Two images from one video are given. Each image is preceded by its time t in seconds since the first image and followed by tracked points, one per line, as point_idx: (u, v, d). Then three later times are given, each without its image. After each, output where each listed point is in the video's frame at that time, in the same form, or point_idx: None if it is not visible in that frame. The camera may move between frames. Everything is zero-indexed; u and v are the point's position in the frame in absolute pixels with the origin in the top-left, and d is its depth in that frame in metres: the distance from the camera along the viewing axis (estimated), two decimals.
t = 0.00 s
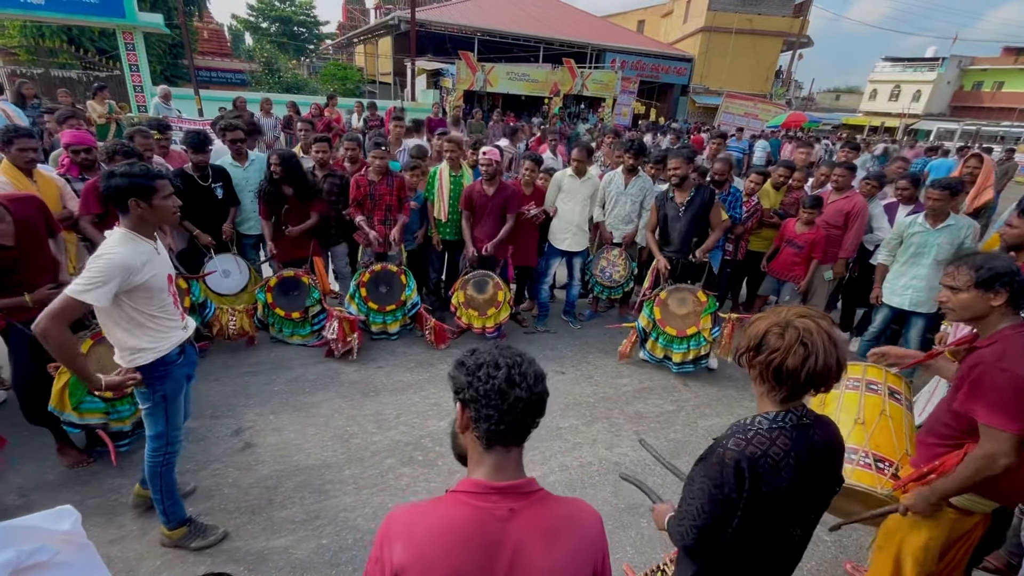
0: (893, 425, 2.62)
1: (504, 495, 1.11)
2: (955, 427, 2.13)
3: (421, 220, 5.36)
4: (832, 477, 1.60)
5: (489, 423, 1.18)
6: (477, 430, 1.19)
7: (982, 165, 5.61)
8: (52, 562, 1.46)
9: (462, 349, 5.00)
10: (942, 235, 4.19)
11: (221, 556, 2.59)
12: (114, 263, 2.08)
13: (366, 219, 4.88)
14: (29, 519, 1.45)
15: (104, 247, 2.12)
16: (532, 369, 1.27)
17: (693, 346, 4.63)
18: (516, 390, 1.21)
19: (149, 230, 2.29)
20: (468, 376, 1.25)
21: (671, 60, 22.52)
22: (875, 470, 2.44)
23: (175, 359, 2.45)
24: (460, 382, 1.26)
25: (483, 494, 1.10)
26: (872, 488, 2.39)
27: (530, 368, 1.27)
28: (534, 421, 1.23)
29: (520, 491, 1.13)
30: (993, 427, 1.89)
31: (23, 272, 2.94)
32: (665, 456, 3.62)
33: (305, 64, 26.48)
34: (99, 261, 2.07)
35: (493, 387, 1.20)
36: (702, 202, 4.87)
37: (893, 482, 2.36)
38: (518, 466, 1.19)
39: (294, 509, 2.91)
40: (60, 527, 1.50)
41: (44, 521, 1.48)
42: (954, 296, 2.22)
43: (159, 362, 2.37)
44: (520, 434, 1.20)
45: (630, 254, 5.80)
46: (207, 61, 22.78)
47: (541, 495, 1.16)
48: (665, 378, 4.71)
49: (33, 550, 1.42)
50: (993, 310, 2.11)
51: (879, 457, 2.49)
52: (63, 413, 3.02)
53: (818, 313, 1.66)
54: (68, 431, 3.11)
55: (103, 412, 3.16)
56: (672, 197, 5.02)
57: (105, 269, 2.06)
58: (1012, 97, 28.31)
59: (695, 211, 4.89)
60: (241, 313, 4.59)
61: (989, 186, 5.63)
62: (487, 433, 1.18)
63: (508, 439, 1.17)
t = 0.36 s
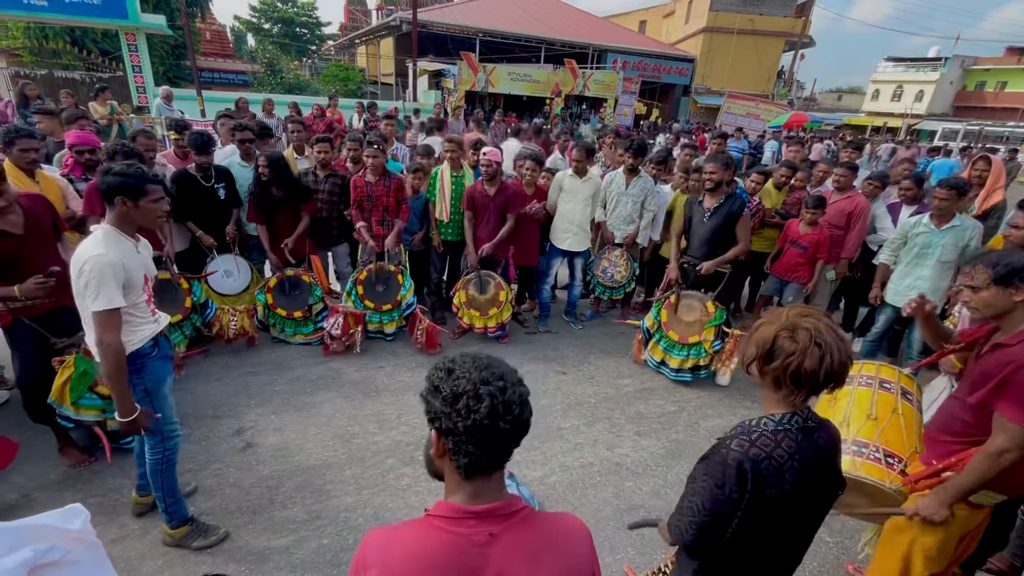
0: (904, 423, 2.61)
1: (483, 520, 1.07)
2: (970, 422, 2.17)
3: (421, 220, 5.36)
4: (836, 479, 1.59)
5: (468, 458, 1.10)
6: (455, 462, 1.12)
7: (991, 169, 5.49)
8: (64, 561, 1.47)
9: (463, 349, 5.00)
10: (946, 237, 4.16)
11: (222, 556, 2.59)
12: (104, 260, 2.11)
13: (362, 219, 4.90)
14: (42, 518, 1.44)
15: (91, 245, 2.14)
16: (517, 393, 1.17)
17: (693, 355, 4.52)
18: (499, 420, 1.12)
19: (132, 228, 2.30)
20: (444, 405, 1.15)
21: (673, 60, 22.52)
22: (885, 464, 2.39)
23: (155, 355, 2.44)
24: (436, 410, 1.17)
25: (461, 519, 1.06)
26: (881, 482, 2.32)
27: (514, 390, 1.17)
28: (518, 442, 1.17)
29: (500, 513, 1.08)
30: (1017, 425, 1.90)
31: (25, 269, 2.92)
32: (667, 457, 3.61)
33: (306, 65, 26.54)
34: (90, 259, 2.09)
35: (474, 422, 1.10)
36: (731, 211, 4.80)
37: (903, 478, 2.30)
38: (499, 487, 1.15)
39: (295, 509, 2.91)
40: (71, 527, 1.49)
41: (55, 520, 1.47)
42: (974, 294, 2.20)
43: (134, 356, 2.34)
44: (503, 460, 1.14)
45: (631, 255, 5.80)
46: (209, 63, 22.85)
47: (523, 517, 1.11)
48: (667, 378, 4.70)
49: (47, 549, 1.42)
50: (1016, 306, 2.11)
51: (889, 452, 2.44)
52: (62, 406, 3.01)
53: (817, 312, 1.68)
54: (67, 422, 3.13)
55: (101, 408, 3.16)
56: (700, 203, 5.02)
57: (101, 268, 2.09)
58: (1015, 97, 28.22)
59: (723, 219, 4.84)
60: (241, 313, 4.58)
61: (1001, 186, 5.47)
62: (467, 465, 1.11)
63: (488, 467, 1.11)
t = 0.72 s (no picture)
0: (907, 423, 2.60)
1: (479, 534, 1.06)
2: (989, 423, 2.17)
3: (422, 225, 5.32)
4: (840, 480, 1.58)
5: (463, 478, 1.09)
6: (449, 481, 1.11)
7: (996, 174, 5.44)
8: (68, 545, 1.46)
9: (464, 350, 5.00)
10: (948, 237, 4.17)
11: (223, 557, 2.59)
12: (74, 259, 2.12)
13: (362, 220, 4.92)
14: (44, 505, 1.44)
15: (60, 246, 2.15)
16: (511, 407, 1.15)
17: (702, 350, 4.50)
18: (493, 438, 1.10)
19: (105, 231, 2.30)
20: (435, 425, 1.12)
21: (673, 61, 22.52)
22: (895, 468, 2.35)
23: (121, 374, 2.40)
24: (427, 429, 1.14)
25: (456, 534, 1.05)
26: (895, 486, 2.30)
27: (506, 405, 1.15)
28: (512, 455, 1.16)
29: (497, 526, 1.08)
30: None
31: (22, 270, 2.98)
32: (668, 458, 3.60)
33: (308, 66, 26.59)
34: (59, 259, 2.10)
35: (467, 443, 1.08)
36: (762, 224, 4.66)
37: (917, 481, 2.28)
38: (495, 498, 1.14)
39: (295, 511, 2.91)
40: (72, 512, 1.50)
41: (55, 506, 1.46)
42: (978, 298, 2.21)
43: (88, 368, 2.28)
44: (497, 475, 1.13)
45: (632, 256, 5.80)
46: (211, 64, 22.92)
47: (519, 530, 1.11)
48: (668, 380, 4.69)
49: (54, 531, 1.42)
50: (1016, 310, 2.10)
51: (898, 455, 2.41)
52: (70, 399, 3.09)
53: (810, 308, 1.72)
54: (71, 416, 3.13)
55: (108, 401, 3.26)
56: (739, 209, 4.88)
57: (70, 268, 2.10)
58: (1017, 98, 28.17)
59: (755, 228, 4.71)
60: (241, 315, 4.57)
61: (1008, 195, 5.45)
62: (462, 485, 1.09)
63: (483, 484, 1.10)
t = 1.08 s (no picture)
0: (913, 427, 2.59)
1: (485, 542, 1.06)
2: (999, 425, 2.16)
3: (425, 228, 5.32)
4: (850, 484, 1.57)
5: (468, 487, 1.09)
6: (455, 490, 1.11)
7: (1006, 175, 5.39)
8: (65, 546, 1.46)
9: (466, 353, 5.00)
10: (950, 238, 4.16)
11: (225, 560, 2.59)
12: (91, 297, 2.08)
13: (365, 222, 4.94)
14: (41, 504, 1.43)
15: (73, 276, 2.08)
16: (516, 414, 1.15)
17: (711, 350, 4.56)
18: (499, 447, 1.10)
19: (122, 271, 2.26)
20: (439, 434, 1.12)
21: (675, 63, 22.53)
22: (903, 472, 2.32)
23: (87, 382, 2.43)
24: (431, 438, 1.14)
25: (461, 542, 1.05)
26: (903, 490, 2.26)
27: (510, 412, 1.14)
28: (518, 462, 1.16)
29: (503, 535, 1.08)
30: None
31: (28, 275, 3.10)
32: (671, 461, 3.59)
33: (311, 68, 26.67)
34: (75, 295, 2.05)
35: (472, 452, 1.08)
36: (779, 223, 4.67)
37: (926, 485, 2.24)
38: (501, 506, 1.14)
39: (298, 513, 2.91)
40: (70, 512, 1.49)
41: (56, 506, 1.46)
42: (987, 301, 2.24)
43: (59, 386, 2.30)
44: (503, 484, 1.12)
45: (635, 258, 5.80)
46: (214, 67, 23.04)
47: (527, 539, 1.11)
48: (671, 382, 4.68)
49: (49, 532, 1.41)
50: (1012, 314, 2.13)
51: (906, 459, 2.37)
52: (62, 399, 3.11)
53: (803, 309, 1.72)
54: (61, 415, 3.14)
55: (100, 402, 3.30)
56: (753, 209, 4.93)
57: (87, 305, 2.07)
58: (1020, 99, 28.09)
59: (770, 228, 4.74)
60: (246, 316, 4.57)
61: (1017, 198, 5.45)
62: (467, 494, 1.09)
63: (489, 492, 1.10)
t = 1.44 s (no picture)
0: (921, 430, 2.57)
1: (482, 546, 1.06)
2: (1006, 431, 2.11)
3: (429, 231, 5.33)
4: (856, 492, 1.57)
5: (462, 487, 1.09)
6: (450, 492, 1.11)
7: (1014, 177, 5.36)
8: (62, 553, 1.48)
9: (469, 356, 5.00)
10: (957, 240, 4.14)
11: (227, 563, 2.59)
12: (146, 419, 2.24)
13: (367, 225, 4.96)
14: (37, 511, 1.44)
15: (141, 396, 2.20)
16: (507, 411, 1.14)
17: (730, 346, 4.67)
18: (490, 445, 1.10)
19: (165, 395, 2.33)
20: (430, 435, 1.12)
21: (679, 66, 22.51)
22: (906, 474, 2.36)
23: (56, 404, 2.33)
24: (423, 440, 1.14)
25: (458, 545, 1.05)
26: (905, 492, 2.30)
27: (500, 409, 1.14)
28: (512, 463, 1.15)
29: (500, 538, 1.07)
30: None
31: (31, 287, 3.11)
32: (674, 465, 3.58)
33: (315, 72, 26.83)
34: (139, 417, 2.21)
35: (463, 452, 1.08)
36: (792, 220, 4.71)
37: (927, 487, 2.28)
38: (497, 508, 1.13)
39: (300, 516, 2.91)
40: (68, 520, 1.50)
41: (54, 513, 1.47)
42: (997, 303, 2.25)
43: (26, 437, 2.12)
44: (498, 483, 1.12)
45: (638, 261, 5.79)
46: (220, 72, 23.20)
47: (525, 541, 1.10)
48: (674, 385, 4.66)
49: (44, 540, 1.43)
50: None
51: (911, 461, 2.41)
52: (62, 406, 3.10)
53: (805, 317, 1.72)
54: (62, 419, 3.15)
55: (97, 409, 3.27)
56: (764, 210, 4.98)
57: (141, 427, 2.24)
58: None
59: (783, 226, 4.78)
60: (248, 320, 4.59)
61: None
62: (461, 495, 1.09)
63: (483, 492, 1.09)
